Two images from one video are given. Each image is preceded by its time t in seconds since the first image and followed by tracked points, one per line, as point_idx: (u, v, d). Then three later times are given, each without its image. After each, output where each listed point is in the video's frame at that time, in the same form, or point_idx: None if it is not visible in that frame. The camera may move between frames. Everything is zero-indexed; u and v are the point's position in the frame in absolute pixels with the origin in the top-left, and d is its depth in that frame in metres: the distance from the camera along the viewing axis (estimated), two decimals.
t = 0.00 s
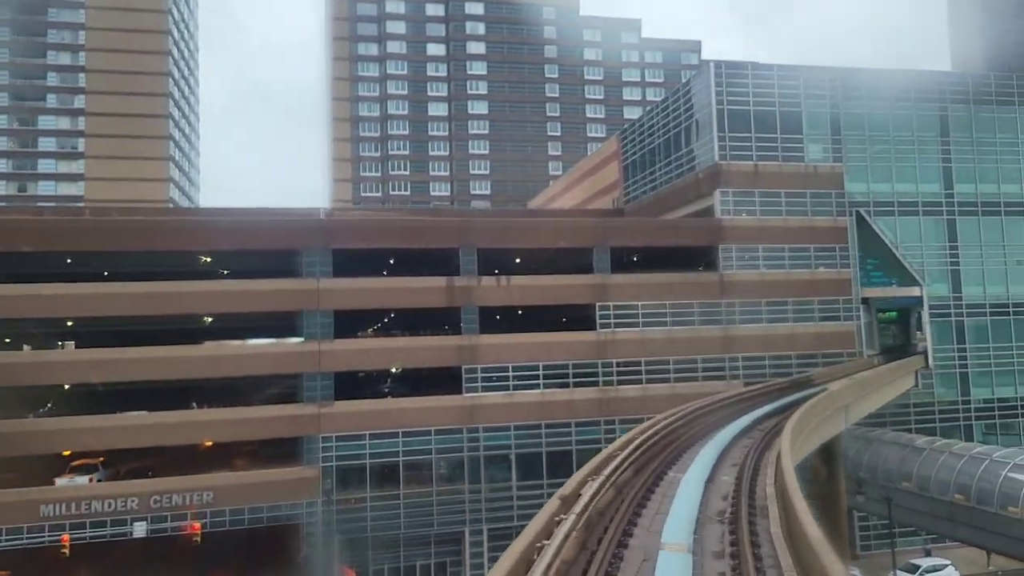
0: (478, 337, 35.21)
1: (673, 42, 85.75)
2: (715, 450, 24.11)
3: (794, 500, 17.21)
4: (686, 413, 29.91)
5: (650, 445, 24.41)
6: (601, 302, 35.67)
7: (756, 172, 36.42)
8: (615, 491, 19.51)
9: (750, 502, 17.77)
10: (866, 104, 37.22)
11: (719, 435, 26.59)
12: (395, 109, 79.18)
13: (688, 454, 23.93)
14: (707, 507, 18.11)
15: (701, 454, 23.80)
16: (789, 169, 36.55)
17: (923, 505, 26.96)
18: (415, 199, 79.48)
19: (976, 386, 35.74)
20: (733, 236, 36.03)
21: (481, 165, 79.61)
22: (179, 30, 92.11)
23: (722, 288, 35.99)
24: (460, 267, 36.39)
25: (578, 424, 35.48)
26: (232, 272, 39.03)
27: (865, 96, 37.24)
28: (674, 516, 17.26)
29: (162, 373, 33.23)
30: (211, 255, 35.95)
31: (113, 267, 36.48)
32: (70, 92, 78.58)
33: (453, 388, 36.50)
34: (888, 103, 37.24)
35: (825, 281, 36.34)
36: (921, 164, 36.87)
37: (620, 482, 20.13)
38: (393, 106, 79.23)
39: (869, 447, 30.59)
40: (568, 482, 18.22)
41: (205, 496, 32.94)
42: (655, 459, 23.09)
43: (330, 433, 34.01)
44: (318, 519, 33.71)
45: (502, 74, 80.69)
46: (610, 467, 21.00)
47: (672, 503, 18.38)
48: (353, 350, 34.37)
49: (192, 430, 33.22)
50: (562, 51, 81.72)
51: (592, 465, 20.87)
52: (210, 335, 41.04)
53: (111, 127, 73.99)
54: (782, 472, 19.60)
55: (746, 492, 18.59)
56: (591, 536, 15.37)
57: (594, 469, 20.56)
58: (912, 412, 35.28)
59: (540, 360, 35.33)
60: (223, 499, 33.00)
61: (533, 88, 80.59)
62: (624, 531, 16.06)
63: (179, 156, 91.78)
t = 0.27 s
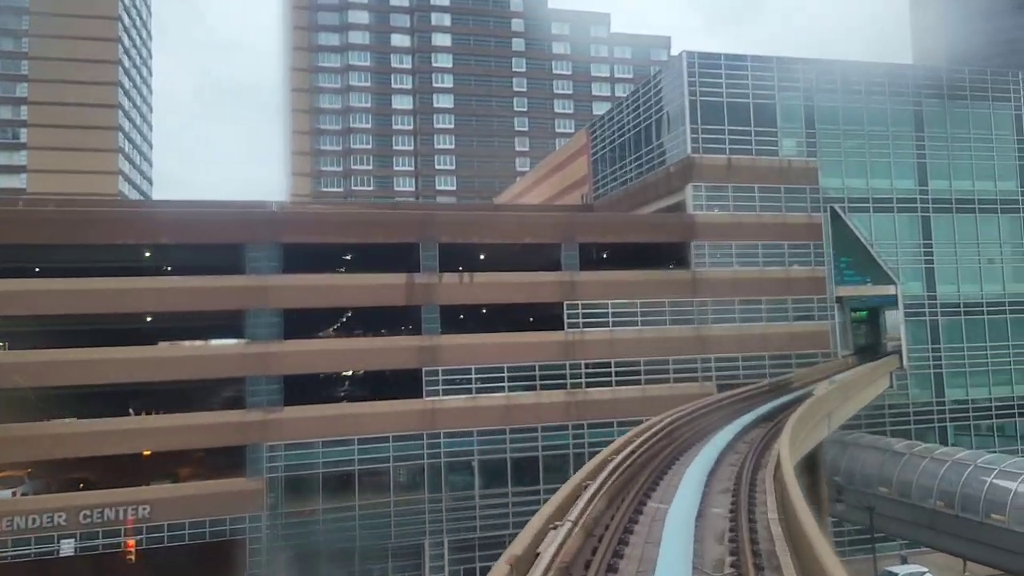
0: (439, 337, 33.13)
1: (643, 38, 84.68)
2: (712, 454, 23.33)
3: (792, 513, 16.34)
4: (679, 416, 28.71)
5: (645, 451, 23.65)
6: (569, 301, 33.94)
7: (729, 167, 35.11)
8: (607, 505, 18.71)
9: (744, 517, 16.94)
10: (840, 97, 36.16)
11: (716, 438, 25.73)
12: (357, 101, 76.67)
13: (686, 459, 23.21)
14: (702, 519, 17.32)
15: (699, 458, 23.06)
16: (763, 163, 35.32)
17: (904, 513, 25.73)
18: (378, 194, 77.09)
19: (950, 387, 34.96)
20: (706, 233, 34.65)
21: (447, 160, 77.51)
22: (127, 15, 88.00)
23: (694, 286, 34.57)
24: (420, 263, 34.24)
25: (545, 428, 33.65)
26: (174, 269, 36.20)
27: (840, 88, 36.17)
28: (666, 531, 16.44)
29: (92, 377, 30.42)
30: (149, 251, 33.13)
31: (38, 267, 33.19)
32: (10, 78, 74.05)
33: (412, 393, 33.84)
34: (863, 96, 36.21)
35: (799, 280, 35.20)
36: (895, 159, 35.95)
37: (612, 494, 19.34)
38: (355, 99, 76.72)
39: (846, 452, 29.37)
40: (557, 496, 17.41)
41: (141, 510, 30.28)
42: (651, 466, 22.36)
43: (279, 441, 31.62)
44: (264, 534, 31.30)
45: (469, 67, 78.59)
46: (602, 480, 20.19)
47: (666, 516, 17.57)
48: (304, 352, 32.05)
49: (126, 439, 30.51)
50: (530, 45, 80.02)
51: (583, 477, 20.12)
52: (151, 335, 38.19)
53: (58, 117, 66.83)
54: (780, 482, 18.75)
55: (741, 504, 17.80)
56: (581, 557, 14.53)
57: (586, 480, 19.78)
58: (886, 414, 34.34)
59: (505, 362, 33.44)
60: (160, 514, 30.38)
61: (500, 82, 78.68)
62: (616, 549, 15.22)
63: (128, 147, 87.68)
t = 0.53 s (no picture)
0: (397, 338, 31.00)
1: (612, 33, 83.31)
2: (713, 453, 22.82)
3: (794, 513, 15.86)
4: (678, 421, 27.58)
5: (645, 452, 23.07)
6: (536, 299, 32.17)
7: (702, 160, 33.77)
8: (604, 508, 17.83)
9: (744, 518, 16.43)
10: (815, 90, 35.06)
11: (716, 436, 25.19)
12: (317, 93, 74.39)
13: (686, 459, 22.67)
14: (701, 520, 16.81)
15: (700, 458, 22.52)
16: (736, 157, 34.06)
17: (884, 522, 24.45)
18: (340, 189, 74.75)
19: (924, 388, 34.15)
20: (678, 229, 33.23)
21: (412, 155, 75.33)
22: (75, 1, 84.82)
23: (665, 284, 33.10)
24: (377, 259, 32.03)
25: (509, 434, 31.79)
26: (108, 266, 33.35)
27: (815, 80, 35.06)
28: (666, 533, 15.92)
29: (12, 382, 27.56)
30: (78, 246, 30.31)
31: None
32: None
33: (368, 397, 31.36)
34: (838, 89, 35.16)
35: (773, 278, 34.01)
36: (870, 155, 35.00)
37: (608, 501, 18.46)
38: (315, 91, 74.43)
39: (822, 457, 28.14)
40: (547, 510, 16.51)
41: (67, 527, 27.55)
42: (650, 467, 21.79)
43: (221, 450, 29.19)
44: (205, 551, 28.81)
45: (435, 59, 76.38)
46: (599, 484, 19.65)
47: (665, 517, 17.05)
48: (251, 353, 29.72)
49: (50, 450, 27.54)
50: (497, 37, 78.13)
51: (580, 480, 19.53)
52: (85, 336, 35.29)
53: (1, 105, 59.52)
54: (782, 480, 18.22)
55: (741, 505, 17.29)
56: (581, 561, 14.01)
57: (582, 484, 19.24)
58: (861, 416, 33.36)
59: (467, 364, 31.47)
60: (89, 531, 27.69)
61: (467, 75, 76.61)
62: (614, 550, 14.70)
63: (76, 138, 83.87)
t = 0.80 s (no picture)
0: (351, 340, 28.72)
1: (582, 27, 81.77)
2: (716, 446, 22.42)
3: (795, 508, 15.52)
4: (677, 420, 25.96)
5: (649, 446, 22.64)
6: (500, 298, 30.29)
7: (674, 153, 32.31)
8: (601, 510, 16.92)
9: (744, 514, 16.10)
10: (790, 82, 33.90)
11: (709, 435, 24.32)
12: (274, 83, 71.58)
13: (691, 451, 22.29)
14: (700, 516, 16.49)
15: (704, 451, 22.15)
16: (710, 150, 32.70)
17: (865, 533, 23.18)
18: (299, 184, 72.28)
19: (899, 390, 33.27)
20: (650, 225, 31.71)
21: (375, 148, 73.19)
22: None
23: (636, 282, 31.54)
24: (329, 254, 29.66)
25: (472, 440, 29.80)
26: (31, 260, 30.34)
27: (789, 72, 33.89)
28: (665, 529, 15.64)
29: None
30: None
31: None
32: None
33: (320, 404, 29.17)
34: (813, 82, 34.04)
35: (747, 277, 32.73)
36: (845, 150, 33.98)
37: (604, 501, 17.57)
38: (272, 80, 71.54)
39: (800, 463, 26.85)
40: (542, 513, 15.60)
41: None
42: (654, 460, 21.40)
43: (155, 462, 26.68)
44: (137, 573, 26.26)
45: (398, 50, 74.08)
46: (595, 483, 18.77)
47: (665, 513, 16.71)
48: (189, 356, 27.20)
49: None
50: (464, 29, 75.90)
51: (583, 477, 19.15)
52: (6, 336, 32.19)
53: None
54: (784, 475, 17.84)
55: (741, 500, 16.96)
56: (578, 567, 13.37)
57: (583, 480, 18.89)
58: (835, 420, 32.30)
59: (427, 366, 29.37)
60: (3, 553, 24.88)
61: (432, 67, 74.39)
62: (614, 550, 14.39)
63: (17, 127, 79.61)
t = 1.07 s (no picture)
0: (299, 340, 26.41)
1: (550, 21, 80.03)
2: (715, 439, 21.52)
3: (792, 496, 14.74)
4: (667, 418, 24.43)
5: (650, 440, 21.52)
6: (462, 295, 28.33)
7: (646, 145, 30.82)
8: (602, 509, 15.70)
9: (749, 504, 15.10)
10: (764, 72, 32.68)
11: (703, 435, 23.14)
12: (229, 72, 68.80)
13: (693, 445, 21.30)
14: (702, 510, 15.40)
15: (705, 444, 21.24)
16: (683, 142, 31.28)
17: (848, 545, 21.80)
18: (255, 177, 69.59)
19: (874, 392, 32.28)
20: (620, 219, 30.11)
21: (336, 142, 71.24)
22: None
23: (605, 279, 29.92)
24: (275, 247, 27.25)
25: (432, 448, 27.59)
26: None
27: (763, 62, 32.68)
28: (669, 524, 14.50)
29: None
30: None
31: None
32: None
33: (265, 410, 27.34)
34: (787, 73, 32.88)
35: (720, 275, 31.37)
36: (821, 143, 32.89)
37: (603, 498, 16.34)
38: (227, 70, 68.77)
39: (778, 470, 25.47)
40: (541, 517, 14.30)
41: None
42: (657, 456, 20.29)
43: (77, 476, 23.78)
44: None
45: (360, 41, 71.97)
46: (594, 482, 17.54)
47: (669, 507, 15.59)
48: (119, 356, 24.61)
49: None
50: (429, 20, 73.66)
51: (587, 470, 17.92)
52: None
53: None
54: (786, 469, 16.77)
55: (742, 494, 15.86)
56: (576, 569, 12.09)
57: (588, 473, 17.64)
58: (809, 423, 31.16)
59: (382, 369, 27.17)
60: None
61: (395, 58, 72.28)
62: (615, 545, 13.26)
63: None
